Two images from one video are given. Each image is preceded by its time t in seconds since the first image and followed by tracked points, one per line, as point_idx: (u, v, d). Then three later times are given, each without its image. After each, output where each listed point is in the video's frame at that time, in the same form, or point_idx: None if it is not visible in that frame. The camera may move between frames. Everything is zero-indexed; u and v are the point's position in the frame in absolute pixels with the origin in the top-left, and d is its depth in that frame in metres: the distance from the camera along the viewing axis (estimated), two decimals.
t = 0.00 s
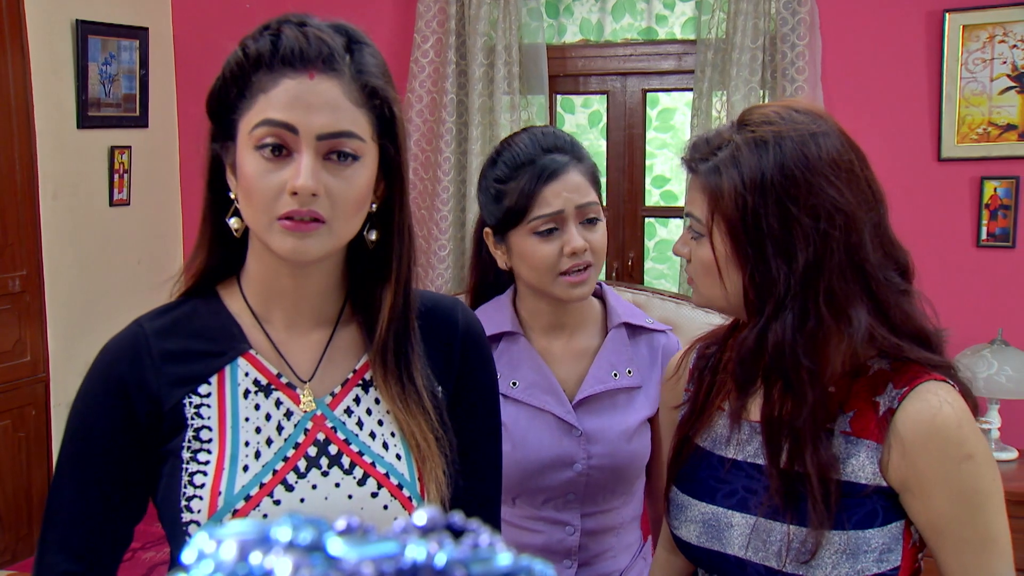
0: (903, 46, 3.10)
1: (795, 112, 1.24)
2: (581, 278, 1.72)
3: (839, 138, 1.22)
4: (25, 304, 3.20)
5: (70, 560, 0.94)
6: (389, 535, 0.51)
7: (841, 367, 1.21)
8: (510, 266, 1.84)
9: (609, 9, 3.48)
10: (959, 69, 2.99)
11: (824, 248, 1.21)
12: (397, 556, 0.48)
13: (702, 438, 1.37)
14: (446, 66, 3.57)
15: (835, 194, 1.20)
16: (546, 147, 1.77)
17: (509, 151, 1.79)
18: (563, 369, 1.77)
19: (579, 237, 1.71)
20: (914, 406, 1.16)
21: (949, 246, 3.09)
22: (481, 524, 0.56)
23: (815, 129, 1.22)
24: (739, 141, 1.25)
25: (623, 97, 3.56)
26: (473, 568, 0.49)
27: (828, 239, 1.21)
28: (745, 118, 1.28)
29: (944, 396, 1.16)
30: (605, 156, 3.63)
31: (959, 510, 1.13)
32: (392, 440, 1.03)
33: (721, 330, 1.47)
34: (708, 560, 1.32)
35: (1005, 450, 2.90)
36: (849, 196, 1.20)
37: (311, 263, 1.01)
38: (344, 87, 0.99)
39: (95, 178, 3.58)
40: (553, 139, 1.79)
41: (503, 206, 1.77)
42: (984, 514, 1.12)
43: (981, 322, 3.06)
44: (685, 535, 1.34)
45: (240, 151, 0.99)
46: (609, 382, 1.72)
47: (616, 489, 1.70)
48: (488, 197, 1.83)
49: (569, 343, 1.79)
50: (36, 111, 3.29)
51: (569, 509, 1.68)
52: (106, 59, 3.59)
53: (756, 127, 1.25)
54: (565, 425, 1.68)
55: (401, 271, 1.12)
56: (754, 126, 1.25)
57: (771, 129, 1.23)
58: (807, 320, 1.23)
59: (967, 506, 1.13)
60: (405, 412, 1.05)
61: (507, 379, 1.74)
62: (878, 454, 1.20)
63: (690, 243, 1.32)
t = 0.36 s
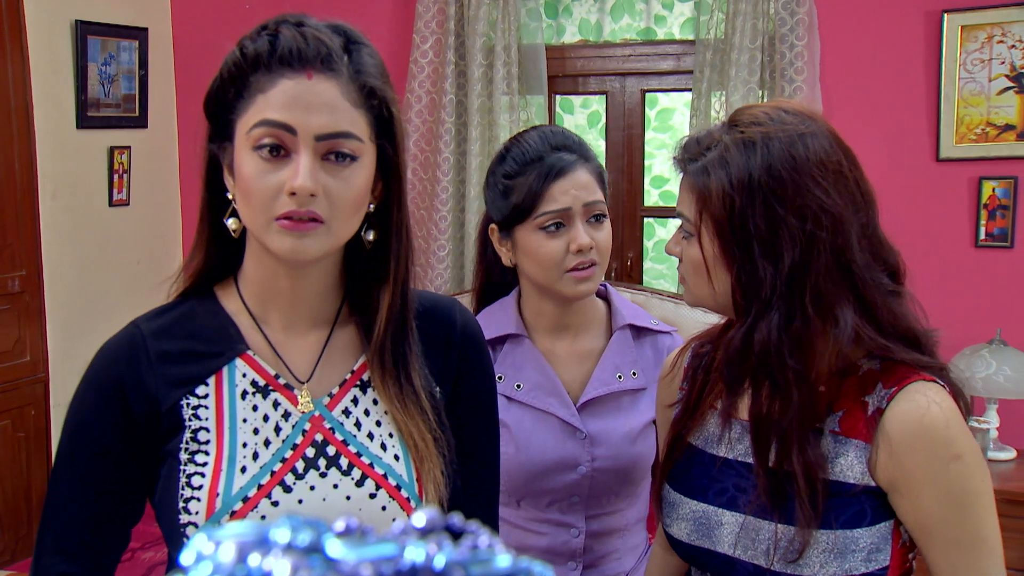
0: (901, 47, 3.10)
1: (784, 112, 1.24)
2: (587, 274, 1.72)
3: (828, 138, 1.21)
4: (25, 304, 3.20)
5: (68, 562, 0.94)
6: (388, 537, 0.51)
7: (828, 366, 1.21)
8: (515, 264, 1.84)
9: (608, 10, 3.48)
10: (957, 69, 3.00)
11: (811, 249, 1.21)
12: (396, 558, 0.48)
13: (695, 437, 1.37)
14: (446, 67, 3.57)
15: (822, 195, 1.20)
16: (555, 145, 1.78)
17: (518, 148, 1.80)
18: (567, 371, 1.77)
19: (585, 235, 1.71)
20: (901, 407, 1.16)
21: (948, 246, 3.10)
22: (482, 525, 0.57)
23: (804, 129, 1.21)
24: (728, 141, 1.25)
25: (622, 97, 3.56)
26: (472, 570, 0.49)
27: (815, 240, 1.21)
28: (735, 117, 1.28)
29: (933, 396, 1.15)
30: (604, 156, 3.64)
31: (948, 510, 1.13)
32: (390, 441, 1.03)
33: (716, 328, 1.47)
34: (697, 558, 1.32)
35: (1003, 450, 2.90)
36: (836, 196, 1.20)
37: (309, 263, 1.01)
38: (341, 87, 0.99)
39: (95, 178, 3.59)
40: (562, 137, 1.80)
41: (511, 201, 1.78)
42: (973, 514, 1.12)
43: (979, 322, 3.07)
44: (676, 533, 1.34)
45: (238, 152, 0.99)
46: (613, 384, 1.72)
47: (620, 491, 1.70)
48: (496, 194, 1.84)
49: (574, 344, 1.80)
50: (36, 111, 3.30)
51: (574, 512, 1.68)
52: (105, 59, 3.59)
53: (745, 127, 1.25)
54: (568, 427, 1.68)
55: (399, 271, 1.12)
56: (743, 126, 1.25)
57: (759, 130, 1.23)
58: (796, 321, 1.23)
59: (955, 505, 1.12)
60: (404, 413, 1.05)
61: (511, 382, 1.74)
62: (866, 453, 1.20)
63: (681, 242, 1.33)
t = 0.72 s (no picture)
0: (899, 48, 3.12)
1: (773, 113, 1.26)
2: (592, 268, 1.73)
3: (819, 138, 1.23)
4: (27, 304, 3.21)
5: (68, 561, 0.96)
6: (389, 537, 0.53)
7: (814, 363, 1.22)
8: (518, 262, 1.86)
9: (607, 11, 3.50)
10: (955, 70, 3.01)
11: (802, 249, 1.23)
12: (397, 557, 0.50)
13: (690, 435, 1.40)
14: (446, 67, 3.59)
15: (813, 195, 1.21)
16: (554, 142, 1.80)
17: (518, 147, 1.82)
18: (572, 369, 1.78)
19: (587, 230, 1.73)
20: (892, 406, 1.18)
21: (946, 246, 3.11)
22: (482, 525, 0.58)
23: (795, 130, 1.23)
24: (720, 142, 1.27)
25: (622, 98, 3.58)
26: (472, 570, 0.50)
27: (805, 240, 1.22)
28: (727, 118, 1.30)
29: (923, 395, 1.17)
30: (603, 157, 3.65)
31: (939, 509, 1.15)
32: (388, 441, 1.05)
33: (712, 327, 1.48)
34: (692, 554, 1.35)
35: (1001, 449, 2.92)
36: (828, 196, 1.22)
37: (308, 261, 1.03)
38: (338, 87, 1.01)
39: (96, 179, 3.60)
40: (560, 135, 1.82)
41: (512, 200, 1.79)
42: (963, 511, 1.14)
43: (977, 322, 3.09)
44: (671, 530, 1.37)
45: (236, 152, 1.01)
46: (617, 381, 1.74)
47: (624, 489, 1.71)
48: (497, 193, 1.85)
49: (577, 344, 1.81)
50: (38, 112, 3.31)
51: (578, 509, 1.70)
52: (107, 61, 3.61)
53: (737, 128, 1.26)
54: (572, 424, 1.70)
55: (397, 271, 1.14)
56: (735, 127, 1.27)
57: (750, 131, 1.24)
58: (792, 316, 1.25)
59: (945, 503, 1.14)
60: (402, 412, 1.07)
61: (515, 379, 1.76)
62: (856, 451, 1.22)
63: (674, 243, 1.35)
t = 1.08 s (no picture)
0: (899, 47, 3.11)
1: (802, 117, 1.26)
2: (598, 265, 1.72)
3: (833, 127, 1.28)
4: (27, 304, 3.21)
5: (65, 561, 0.95)
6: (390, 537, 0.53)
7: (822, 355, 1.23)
8: (526, 263, 1.86)
9: (608, 10, 3.49)
10: (955, 70, 3.01)
11: (853, 233, 1.25)
12: (397, 558, 0.49)
13: (684, 439, 1.40)
14: (446, 68, 3.59)
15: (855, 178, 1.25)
16: (558, 142, 1.80)
17: (523, 147, 1.83)
18: (579, 369, 1.78)
19: (590, 227, 1.73)
20: (882, 404, 1.18)
21: (946, 245, 3.11)
22: (482, 525, 0.58)
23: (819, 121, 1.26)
24: (756, 138, 1.23)
25: (622, 98, 3.57)
26: (473, 570, 0.50)
27: (853, 224, 1.25)
28: (741, 118, 1.28)
29: (914, 392, 1.17)
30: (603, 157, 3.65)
31: (930, 507, 1.15)
32: (386, 441, 1.05)
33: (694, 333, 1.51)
34: (686, 557, 1.34)
35: (1001, 449, 2.91)
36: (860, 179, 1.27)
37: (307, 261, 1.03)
38: (337, 87, 1.01)
39: (96, 178, 3.60)
40: (565, 135, 1.82)
41: (517, 200, 1.80)
42: (954, 508, 1.15)
43: (977, 322, 3.08)
44: (664, 532, 1.36)
45: (234, 151, 1.00)
46: (626, 382, 1.73)
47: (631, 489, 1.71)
48: (502, 194, 1.86)
49: (585, 345, 1.81)
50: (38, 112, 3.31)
51: (587, 510, 1.69)
52: (107, 61, 3.61)
53: (767, 124, 1.25)
54: (581, 424, 1.69)
55: (395, 270, 1.14)
56: (763, 124, 1.25)
57: (787, 124, 1.24)
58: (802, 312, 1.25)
59: (937, 500, 1.15)
60: (399, 412, 1.07)
61: (524, 379, 1.76)
62: (846, 452, 1.22)
63: (705, 252, 1.24)
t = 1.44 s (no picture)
0: (900, 47, 3.11)
1: (810, 122, 1.28)
2: (601, 263, 1.72)
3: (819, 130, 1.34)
4: (28, 304, 3.21)
5: (63, 562, 0.95)
6: (392, 536, 0.52)
7: (825, 353, 1.25)
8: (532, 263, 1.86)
9: (608, 10, 3.49)
10: (956, 70, 3.01)
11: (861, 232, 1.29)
12: (400, 557, 0.49)
13: (674, 440, 1.39)
14: (447, 67, 3.59)
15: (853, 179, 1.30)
16: (561, 141, 1.81)
17: (527, 147, 1.83)
18: (583, 368, 1.78)
19: (594, 224, 1.73)
20: (881, 399, 1.20)
21: (947, 246, 3.11)
22: (484, 524, 0.58)
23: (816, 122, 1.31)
24: (780, 136, 1.24)
25: (623, 98, 3.57)
26: (475, 569, 0.50)
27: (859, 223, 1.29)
28: (753, 117, 1.27)
29: (903, 387, 1.19)
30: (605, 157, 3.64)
31: (922, 502, 1.17)
32: (385, 441, 1.05)
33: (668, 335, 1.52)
34: (678, 559, 1.33)
35: (1002, 449, 2.91)
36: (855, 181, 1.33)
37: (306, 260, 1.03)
38: (335, 86, 1.00)
39: (97, 178, 3.60)
40: (569, 134, 1.83)
41: (521, 199, 1.80)
42: (944, 503, 1.17)
43: (978, 322, 3.08)
44: (655, 535, 1.35)
45: (233, 150, 1.00)
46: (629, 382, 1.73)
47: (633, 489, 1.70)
48: (507, 194, 1.86)
49: (588, 344, 1.81)
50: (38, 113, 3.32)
51: (589, 509, 1.68)
52: (107, 61, 3.61)
53: (784, 124, 1.26)
54: (585, 423, 1.69)
55: (393, 270, 1.14)
56: (780, 123, 1.26)
57: (803, 124, 1.26)
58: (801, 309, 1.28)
59: (929, 496, 1.17)
60: (398, 412, 1.06)
61: (528, 378, 1.76)
62: (842, 448, 1.23)
63: (738, 253, 1.22)
